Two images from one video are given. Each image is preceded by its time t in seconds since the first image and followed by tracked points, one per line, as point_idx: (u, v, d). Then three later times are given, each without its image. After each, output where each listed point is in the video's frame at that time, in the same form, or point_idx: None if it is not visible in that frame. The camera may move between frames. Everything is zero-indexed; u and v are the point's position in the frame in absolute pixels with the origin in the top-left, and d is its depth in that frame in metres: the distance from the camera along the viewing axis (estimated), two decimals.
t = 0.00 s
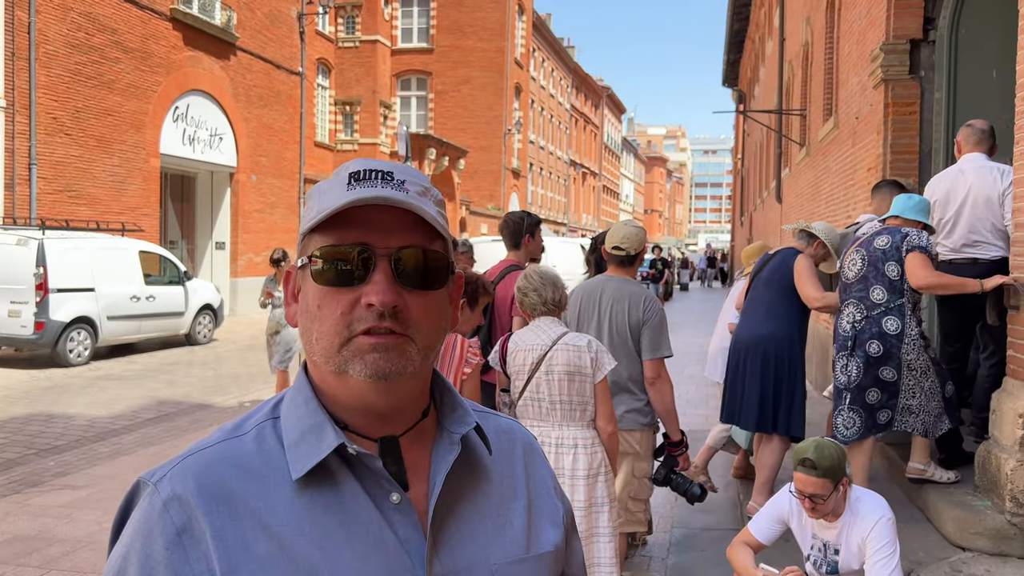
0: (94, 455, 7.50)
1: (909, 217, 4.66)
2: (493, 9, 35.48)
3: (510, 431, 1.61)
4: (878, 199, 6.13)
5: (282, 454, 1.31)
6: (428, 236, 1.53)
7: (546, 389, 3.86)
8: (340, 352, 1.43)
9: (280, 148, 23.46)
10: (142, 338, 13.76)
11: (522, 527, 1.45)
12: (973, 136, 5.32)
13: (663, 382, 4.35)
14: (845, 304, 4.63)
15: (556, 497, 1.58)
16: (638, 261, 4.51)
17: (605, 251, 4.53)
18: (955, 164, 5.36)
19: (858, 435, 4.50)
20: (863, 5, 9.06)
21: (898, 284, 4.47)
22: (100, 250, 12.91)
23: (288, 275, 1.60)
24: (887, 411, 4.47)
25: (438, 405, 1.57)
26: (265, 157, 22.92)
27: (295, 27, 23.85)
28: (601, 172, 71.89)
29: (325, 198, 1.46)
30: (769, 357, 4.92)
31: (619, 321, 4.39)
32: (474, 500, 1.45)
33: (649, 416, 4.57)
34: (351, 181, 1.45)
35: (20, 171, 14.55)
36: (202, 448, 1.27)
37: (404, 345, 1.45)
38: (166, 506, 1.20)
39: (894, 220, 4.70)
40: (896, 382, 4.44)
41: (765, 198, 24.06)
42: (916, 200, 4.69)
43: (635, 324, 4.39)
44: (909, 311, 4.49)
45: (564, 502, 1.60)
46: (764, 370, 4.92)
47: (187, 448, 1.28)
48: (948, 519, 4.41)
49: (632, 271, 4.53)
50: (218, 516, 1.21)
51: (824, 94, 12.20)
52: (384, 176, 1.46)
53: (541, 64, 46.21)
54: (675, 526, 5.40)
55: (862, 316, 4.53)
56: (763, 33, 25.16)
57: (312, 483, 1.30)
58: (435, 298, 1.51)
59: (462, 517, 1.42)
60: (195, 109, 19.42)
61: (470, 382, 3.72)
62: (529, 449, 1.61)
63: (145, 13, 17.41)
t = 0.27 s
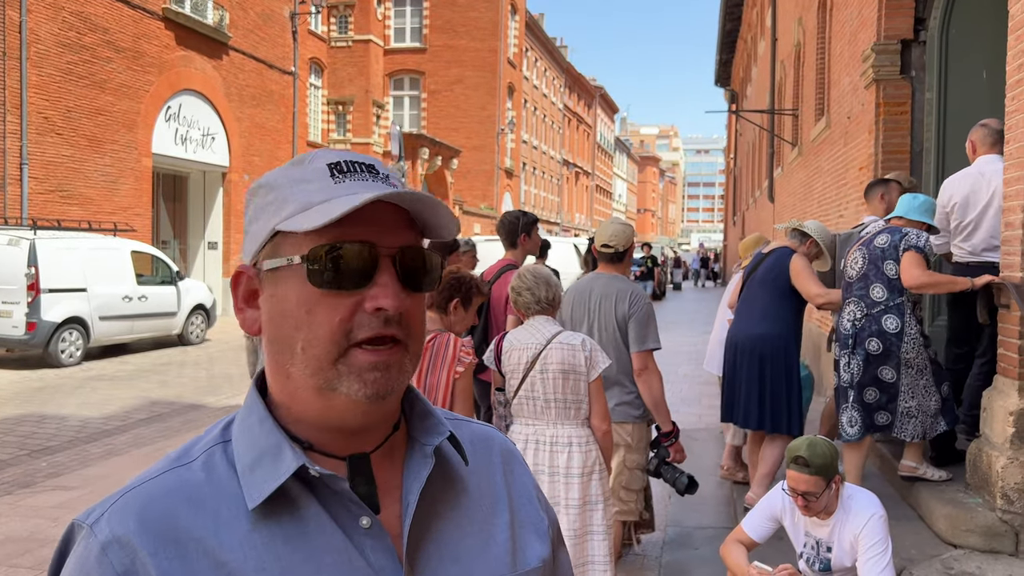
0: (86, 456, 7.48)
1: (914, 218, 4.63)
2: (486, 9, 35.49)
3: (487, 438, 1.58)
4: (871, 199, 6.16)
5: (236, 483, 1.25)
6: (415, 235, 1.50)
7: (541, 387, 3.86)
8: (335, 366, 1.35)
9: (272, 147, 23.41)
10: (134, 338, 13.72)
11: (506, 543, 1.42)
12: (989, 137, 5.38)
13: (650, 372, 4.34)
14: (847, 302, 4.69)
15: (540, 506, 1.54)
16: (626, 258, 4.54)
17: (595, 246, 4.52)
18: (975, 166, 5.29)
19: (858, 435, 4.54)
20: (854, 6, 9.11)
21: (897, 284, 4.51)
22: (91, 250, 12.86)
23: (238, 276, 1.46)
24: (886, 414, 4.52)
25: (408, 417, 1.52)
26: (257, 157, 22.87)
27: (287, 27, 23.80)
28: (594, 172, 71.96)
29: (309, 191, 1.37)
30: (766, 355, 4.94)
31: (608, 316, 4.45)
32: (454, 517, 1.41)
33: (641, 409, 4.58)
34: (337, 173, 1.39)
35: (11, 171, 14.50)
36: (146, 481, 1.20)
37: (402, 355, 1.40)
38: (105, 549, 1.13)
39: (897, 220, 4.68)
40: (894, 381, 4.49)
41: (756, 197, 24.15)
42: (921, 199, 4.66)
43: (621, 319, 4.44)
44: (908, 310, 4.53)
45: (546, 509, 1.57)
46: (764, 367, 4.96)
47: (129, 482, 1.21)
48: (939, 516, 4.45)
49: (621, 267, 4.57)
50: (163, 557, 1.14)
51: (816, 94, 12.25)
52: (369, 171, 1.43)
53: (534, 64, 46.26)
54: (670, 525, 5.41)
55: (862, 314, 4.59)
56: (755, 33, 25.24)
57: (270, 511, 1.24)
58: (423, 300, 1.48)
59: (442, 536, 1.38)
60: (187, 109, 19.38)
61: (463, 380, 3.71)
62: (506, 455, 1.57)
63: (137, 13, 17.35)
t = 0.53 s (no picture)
0: (78, 458, 7.45)
1: (926, 221, 4.50)
2: (480, 9, 35.48)
3: (479, 442, 1.54)
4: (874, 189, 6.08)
5: (195, 503, 1.22)
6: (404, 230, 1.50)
7: (536, 387, 3.87)
8: (339, 369, 1.32)
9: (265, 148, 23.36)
10: (126, 340, 13.66)
11: (499, 556, 1.38)
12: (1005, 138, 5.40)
13: (638, 369, 4.40)
14: (854, 301, 4.70)
15: (537, 516, 1.49)
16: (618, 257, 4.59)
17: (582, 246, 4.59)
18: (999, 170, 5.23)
19: (854, 434, 4.59)
20: (847, 7, 9.14)
21: (905, 284, 4.52)
22: (83, 251, 12.81)
23: (207, 275, 1.36)
24: (889, 419, 4.53)
25: (389, 426, 1.49)
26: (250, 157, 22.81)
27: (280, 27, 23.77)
28: (588, 172, 72.04)
29: (305, 181, 1.34)
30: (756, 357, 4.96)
31: (594, 311, 4.45)
32: (438, 528, 1.37)
33: (635, 405, 4.58)
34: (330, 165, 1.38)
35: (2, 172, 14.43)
36: (99, 504, 1.17)
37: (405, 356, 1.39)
38: None
39: (909, 222, 4.58)
40: (899, 383, 4.51)
41: (749, 197, 24.22)
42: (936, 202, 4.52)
43: (609, 317, 4.43)
44: (916, 311, 4.54)
45: (543, 516, 1.52)
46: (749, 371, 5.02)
47: (84, 505, 1.19)
48: (932, 514, 4.47)
49: (611, 266, 4.58)
50: None
51: (808, 94, 12.29)
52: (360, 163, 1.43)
53: (527, 64, 46.29)
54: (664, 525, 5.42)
55: (870, 314, 4.60)
56: (747, 33, 25.32)
57: (231, 534, 1.20)
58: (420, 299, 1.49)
59: (426, 550, 1.35)
60: (179, 109, 19.32)
61: (456, 380, 3.71)
62: (500, 461, 1.52)
63: (129, 13, 17.29)
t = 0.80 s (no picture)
0: (67, 460, 7.39)
1: (940, 207, 4.83)
2: (470, 9, 35.45)
3: (509, 453, 1.49)
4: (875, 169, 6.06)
5: (194, 510, 1.20)
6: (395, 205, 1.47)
7: (522, 385, 3.86)
8: (299, 357, 1.31)
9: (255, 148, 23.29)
10: (116, 341, 13.59)
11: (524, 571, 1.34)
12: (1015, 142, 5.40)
13: (629, 365, 4.43)
14: (865, 282, 4.96)
15: (570, 534, 1.44)
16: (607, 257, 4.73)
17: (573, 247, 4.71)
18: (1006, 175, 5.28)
19: (857, 414, 4.85)
20: (836, 7, 9.17)
21: (916, 267, 4.79)
22: (72, 252, 12.74)
23: (212, 272, 1.46)
24: (889, 400, 4.78)
25: (408, 430, 1.48)
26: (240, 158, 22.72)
27: (269, 27, 23.70)
28: (579, 172, 72.09)
29: (271, 153, 1.35)
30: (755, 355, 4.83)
31: (585, 309, 4.52)
32: (457, 545, 1.32)
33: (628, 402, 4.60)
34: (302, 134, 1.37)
35: None
36: (97, 506, 1.16)
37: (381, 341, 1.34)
38: None
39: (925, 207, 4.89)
40: (901, 365, 4.77)
41: (740, 197, 24.28)
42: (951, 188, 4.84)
43: (599, 314, 4.49)
44: (923, 295, 4.80)
45: (578, 537, 1.46)
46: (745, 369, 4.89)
47: (83, 508, 1.17)
48: (922, 512, 4.49)
49: (602, 264, 4.72)
50: None
51: (798, 94, 12.33)
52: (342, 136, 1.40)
53: (518, 64, 46.30)
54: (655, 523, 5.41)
55: (880, 294, 4.86)
56: (737, 33, 25.43)
57: (229, 543, 1.18)
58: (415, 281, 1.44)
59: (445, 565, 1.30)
60: (168, 109, 19.25)
61: (444, 379, 3.72)
62: (532, 474, 1.48)
63: (117, 12, 17.20)
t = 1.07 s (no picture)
0: (53, 461, 7.33)
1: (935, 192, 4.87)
2: (459, 7, 35.36)
3: (544, 466, 1.46)
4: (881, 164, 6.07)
5: (205, 512, 1.24)
6: (406, 213, 1.47)
7: (513, 380, 3.87)
8: (293, 365, 1.36)
9: (242, 147, 23.16)
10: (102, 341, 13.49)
11: None
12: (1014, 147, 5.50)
13: (621, 362, 4.44)
14: (863, 272, 5.03)
15: (603, 552, 1.40)
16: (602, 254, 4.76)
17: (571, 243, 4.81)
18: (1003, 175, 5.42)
19: (864, 403, 4.89)
20: (823, 5, 9.19)
21: (914, 254, 4.83)
22: (57, 252, 12.64)
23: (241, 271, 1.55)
24: (897, 392, 4.72)
25: (435, 433, 1.51)
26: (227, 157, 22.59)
27: (256, 25, 23.56)
28: (568, 170, 72.06)
29: (278, 156, 1.40)
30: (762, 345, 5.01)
31: (580, 307, 4.56)
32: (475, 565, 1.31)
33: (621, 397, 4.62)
34: (313, 139, 1.40)
35: None
36: (113, 504, 1.21)
37: (376, 354, 1.36)
38: None
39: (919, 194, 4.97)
40: (906, 354, 4.76)
41: (729, 195, 24.31)
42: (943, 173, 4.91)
43: (593, 311, 4.53)
44: (924, 281, 4.83)
45: (616, 562, 1.42)
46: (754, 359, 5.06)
47: (102, 504, 1.23)
48: (908, 508, 4.51)
49: (597, 263, 4.73)
50: None
51: (785, 93, 12.35)
52: (357, 135, 1.41)
53: (506, 62, 46.21)
54: (645, 520, 5.43)
55: (878, 284, 4.93)
56: (725, 31, 25.45)
57: (237, 546, 1.22)
58: (423, 290, 1.45)
59: None
60: (154, 108, 19.12)
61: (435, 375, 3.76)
62: (568, 489, 1.44)
63: (102, 10, 17.06)
